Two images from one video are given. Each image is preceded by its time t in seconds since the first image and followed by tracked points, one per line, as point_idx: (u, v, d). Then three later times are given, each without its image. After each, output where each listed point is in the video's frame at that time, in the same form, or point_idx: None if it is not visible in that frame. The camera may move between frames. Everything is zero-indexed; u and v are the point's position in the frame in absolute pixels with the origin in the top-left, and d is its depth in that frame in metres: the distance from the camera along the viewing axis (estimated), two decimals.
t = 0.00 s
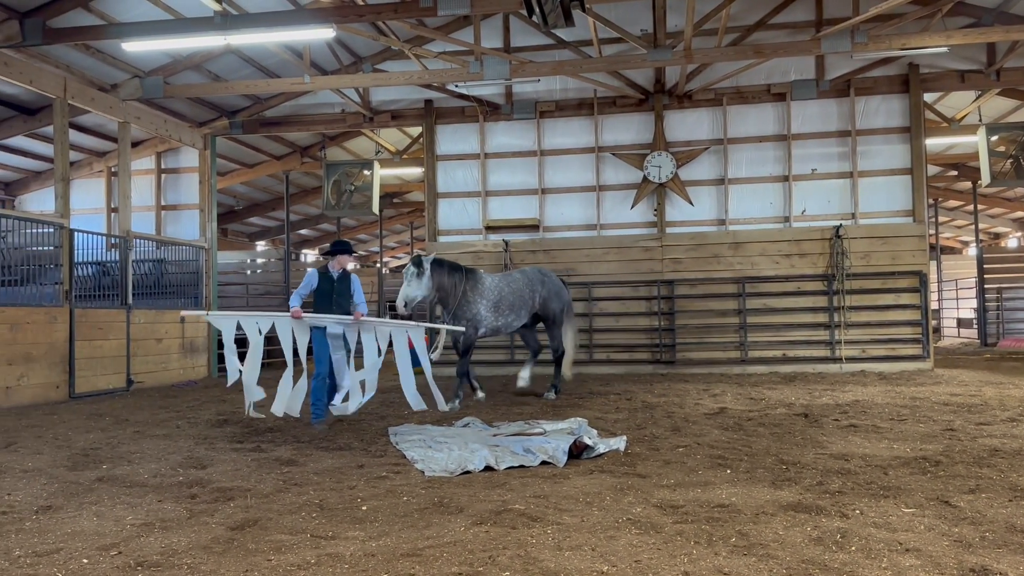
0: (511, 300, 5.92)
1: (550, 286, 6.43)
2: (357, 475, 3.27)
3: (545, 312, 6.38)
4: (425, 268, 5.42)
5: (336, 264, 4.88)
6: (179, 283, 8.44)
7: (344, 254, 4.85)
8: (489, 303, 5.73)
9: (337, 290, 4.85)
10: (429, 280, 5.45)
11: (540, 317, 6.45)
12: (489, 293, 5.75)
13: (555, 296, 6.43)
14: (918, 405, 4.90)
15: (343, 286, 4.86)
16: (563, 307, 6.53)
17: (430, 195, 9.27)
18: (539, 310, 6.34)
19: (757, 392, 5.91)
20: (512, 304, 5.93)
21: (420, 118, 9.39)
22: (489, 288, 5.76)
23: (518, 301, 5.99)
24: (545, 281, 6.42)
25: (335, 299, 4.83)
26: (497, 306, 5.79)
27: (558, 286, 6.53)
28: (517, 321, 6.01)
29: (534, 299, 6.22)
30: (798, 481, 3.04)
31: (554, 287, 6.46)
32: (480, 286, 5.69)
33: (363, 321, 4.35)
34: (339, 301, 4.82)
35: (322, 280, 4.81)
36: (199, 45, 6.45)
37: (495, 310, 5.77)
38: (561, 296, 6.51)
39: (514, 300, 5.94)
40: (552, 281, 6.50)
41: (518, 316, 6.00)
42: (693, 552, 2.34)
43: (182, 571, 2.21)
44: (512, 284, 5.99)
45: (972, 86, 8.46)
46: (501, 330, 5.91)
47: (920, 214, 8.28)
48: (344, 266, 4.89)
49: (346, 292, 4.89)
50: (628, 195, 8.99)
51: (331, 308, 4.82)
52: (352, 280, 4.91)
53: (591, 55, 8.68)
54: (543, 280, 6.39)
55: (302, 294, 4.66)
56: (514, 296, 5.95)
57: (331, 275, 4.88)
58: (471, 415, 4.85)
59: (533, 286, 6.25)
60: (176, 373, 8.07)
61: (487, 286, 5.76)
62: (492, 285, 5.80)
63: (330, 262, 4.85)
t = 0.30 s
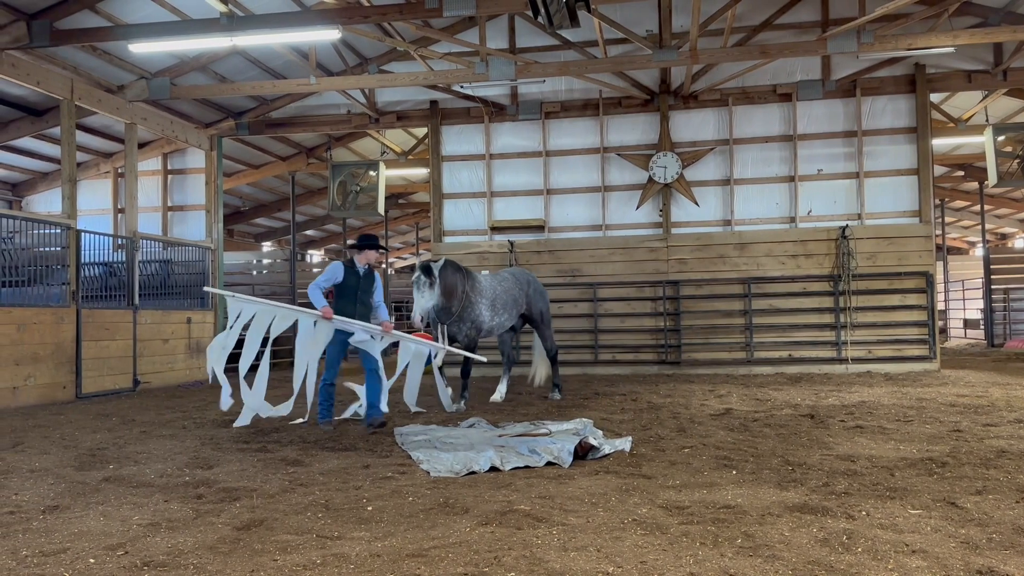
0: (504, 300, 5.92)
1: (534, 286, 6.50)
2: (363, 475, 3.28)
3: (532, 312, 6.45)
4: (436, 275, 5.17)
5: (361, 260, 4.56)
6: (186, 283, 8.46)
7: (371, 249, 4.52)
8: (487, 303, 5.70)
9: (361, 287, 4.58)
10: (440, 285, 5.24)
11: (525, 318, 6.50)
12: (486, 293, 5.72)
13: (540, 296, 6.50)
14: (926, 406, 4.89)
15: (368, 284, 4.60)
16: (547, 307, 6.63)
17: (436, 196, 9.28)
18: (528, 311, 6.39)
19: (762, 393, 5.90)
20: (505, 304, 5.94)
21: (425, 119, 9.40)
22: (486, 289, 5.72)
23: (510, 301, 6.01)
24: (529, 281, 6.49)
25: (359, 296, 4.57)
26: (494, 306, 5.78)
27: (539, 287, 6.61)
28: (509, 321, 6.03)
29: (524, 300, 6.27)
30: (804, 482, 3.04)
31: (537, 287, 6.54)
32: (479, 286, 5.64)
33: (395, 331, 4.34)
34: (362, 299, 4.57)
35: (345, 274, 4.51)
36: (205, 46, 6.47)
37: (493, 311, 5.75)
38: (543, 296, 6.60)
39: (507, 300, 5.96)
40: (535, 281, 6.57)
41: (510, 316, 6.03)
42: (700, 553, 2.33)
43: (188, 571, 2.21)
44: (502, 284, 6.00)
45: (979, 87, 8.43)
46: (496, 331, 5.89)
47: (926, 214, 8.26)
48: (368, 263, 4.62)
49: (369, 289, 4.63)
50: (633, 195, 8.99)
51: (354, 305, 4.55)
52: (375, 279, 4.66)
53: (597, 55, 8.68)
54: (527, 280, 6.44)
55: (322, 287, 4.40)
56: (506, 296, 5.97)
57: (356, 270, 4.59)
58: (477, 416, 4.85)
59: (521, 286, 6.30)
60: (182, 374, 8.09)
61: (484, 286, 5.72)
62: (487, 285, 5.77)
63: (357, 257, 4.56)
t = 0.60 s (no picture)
0: (495, 301, 5.87)
1: (518, 289, 6.49)
2: (364, 476, 3.28)
3: (515, 314, 6.43)
4: (453, 270, 5.08)
5: (394, 257, 4.14)
6: (187, 284, 8.47)
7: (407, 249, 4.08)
8: (484, 305, 5.62)
9: (390, 284, 4.19)
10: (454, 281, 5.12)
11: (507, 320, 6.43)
12: (483, 294, 5.65)
13: (523, 298, 6.51)
14: (927, 406, 4.89)
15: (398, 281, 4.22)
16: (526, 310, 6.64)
17: (437, 197, 9.28)
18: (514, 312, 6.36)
19: (764, 394, 5.90)
20: (496, 306, 5.89)
21: (426, 120, 9.41)
22: (484, 289, 5.66)
23: (500, 303, 5.97)
24: (513, 283, 6.47)
25: (389, 294, 4.19)
26: (490, 307, 5.71)
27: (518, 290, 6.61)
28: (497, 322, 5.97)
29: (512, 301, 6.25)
30: (805, 483, 3.04)
31: (521, 289, 6.55)
32: (479, 287, 5.57)
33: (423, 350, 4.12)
34: (391, 298, 4.19)
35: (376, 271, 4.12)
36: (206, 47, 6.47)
37: (490, 311, 5.69)
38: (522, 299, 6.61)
39: (498, 301, 5.91)
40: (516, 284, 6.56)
41: (499, 317, 5.97)
42: (702, 553, 2.34)
43: (190, 571, 2.22)
44: (494, 286, 5.94)
45: (979, 87, 8.43)
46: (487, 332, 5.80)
47: (927, 215, 8.25)
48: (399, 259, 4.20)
49: (399, 287, 4.25)
50: (634, 196, 8.99)
51: (384, 303, 4.18)
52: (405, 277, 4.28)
53: (598, 56, 8.67)
54: (513, 282, 6.42)
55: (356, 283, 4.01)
56: (497, 297, 5.92)
57: (388, 265, 4.20)
58: (478, 416, 4.85)
59: (510, 288, 6.26)
60: (183, 374, 8.09)
61: (480, 286, 5.65)
62: (483, 286, 5.71)
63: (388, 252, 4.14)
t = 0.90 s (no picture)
0: (487, 303, 5.68)
1: (507, 289, 6.31)
2: (361, 478, 3.27)
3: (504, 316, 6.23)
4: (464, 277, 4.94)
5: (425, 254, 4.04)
6: (184, 285, 8.46)
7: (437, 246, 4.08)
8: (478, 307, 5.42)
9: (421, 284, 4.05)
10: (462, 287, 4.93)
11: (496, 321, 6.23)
12: (478, 295, 5.45)
13: (512, 300, 6.33)
14: (923, 407, 4.90)
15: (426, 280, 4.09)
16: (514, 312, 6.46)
17: (434, 198, 9.27)
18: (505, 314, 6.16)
19: (761, 394, 5.91)
20: (487, 307, 5.69)
21: (423, 120, 9.40)
22: (479, 290, 5.46)
23: (491, 304, 5.78)
24: (502, 283, 6.28)
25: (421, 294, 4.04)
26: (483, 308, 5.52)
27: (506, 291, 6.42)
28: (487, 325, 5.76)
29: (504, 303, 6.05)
30: (802, 484, 3.04)
31: (510, 290, 6.36)
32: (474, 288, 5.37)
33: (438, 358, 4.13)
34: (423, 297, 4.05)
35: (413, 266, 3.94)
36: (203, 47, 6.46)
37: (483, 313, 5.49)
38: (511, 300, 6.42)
39: (489, 303, 5.72)
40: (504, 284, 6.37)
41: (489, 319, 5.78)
42: (699, 554, 2.34)
43: (185, 573, 2.21)
44: (486, 287, 5.74)
45: (976, 88, 8.45)
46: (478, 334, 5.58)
47: (924, 216, 8.27)
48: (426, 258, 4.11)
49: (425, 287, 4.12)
50: (631, 197, 8.99)
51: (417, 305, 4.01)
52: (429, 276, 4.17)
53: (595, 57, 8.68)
54: (503, 282, 6.22)
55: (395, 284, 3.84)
56: (488, 298, 5.73)
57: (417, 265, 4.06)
58: (475, 418, 4.85)
59: (502, 289, 6.07)
60: (179, 374, 8.09)
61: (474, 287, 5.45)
62: (477, 286, 5.51)
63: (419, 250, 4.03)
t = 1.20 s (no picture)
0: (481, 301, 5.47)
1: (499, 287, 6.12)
2: (355, 479, 3.27)
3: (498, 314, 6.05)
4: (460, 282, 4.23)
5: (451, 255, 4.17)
6: (178, 286, 8.44)
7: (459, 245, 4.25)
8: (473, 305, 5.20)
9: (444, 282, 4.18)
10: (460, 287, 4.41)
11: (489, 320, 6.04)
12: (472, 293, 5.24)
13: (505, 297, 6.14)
14: (916, 408, 4.91)
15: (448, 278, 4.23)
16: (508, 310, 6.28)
17: (429, 198, 9.26)
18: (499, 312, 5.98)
19: (755, 395, 5.93)
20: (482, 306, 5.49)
21: (418, 121, 9.39)
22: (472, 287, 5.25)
23: (485, 302, 5.58)
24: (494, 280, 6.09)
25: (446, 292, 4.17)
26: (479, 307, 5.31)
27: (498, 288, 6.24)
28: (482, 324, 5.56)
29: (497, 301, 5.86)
30: (795, 485, 3.04)
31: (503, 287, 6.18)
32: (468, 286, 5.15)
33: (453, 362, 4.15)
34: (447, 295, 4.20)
35: (445, 269, 4.05)
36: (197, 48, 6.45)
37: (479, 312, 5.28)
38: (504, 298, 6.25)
39: (483, 301, 5.52)
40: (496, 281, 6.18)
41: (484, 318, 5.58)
42: (691, 555, 2.34)
43: None
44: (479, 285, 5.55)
45: (970, 89, 8.48)
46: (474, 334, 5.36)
47: (917, 216, 8.29)
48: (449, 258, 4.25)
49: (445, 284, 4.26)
50: (626, 197, 9.00)
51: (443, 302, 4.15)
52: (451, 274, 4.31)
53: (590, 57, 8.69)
54: (495, 279, 6.03)
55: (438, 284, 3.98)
56: (482, 296, 5.53)
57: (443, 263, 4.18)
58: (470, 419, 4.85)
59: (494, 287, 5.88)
60: (173, 375, 8.07)
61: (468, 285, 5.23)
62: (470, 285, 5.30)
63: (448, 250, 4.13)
